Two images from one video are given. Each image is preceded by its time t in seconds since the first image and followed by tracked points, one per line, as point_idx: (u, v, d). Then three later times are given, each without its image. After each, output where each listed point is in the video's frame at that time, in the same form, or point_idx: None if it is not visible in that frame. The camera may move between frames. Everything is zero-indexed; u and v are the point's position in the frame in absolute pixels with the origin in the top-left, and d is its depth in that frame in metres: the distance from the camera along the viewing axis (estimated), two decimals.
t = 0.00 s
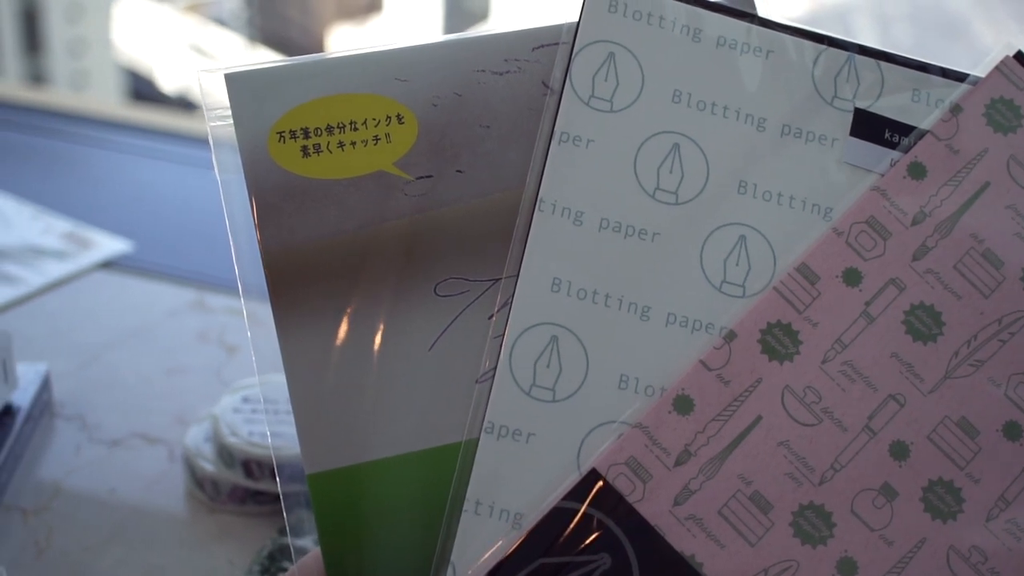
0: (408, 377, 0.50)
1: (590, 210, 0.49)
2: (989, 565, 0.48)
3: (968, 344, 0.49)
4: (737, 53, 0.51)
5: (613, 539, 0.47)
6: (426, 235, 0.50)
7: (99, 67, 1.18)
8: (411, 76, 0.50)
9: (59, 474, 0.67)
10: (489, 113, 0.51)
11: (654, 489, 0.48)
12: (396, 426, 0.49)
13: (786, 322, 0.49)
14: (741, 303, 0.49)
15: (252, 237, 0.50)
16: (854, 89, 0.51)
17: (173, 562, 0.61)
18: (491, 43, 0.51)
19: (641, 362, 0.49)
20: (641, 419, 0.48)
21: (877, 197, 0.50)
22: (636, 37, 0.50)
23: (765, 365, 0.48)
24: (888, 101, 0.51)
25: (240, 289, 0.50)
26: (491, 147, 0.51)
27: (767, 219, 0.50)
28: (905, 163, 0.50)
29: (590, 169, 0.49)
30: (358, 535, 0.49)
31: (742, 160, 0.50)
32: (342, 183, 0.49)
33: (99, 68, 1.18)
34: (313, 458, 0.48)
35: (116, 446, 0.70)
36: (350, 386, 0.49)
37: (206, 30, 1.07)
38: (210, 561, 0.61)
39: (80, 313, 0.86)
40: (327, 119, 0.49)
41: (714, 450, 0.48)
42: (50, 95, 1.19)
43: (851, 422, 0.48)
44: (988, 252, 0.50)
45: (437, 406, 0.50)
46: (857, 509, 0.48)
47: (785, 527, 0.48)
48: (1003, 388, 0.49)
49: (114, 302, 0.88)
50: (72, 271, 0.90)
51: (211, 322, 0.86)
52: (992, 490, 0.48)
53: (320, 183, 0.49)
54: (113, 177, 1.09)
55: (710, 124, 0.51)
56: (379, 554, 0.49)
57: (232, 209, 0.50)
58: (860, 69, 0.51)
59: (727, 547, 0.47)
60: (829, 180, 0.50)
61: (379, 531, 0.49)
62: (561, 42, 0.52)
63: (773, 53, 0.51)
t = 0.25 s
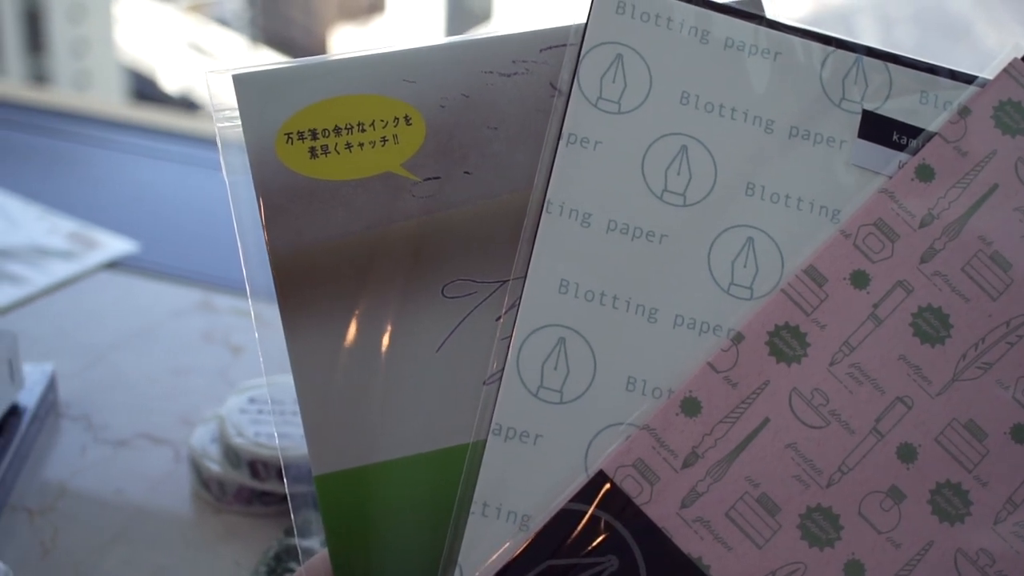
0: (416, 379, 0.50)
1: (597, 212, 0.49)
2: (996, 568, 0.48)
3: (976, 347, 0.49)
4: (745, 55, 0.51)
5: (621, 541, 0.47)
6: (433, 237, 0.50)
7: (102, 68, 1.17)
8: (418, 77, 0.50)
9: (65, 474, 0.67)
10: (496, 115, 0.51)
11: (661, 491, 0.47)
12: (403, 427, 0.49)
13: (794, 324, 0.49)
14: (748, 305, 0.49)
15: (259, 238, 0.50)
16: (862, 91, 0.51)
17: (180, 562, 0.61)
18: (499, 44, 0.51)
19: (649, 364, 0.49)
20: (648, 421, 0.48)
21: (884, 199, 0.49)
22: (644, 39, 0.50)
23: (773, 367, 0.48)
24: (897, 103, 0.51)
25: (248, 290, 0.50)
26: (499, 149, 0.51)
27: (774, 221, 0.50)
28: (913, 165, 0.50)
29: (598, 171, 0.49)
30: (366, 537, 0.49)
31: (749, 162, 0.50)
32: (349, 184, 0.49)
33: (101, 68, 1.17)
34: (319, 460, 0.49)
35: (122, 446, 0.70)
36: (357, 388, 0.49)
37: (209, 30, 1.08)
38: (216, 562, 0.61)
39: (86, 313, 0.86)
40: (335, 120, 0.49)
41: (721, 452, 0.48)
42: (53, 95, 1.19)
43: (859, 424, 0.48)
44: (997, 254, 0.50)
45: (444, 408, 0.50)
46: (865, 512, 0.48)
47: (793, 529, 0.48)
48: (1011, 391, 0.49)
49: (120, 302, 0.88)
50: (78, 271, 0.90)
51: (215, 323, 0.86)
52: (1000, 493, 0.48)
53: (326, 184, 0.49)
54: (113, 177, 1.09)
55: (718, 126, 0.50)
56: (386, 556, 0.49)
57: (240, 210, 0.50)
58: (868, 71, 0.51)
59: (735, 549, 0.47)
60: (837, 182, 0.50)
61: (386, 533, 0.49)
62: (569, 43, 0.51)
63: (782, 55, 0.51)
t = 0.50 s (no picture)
0: (423, 380, 0.50)
1: (605, 214, 0.49)
2: (1004, 570, 0.48)
3: (983, 349, 0.49)
4: (752, 57, 0.51)
5: (628, 543, 0.47)
6: (440, 238, 0.50)
7: (104, 68, 1.18)
8: (426, 79, 0.50)
9: (71, 475, 0.67)
10: (504, 117, 0.51)
11: (668, 493, 0.47)
12: (411, 428, 0.49)
13: (801, 326, 0.49)
14: (756, 307, 0.49)
15: (267, 239, 0.50)
16: (870, 93, 0.51)
17: (186, 563, 0.61)
18: (506, 46, 0.51)
19: (656, 366, 0.49)
20: (655, 423, 0.48)
21: (892, 202, 0.49)
22: (652, 41, 0.50)
23: (780, 370, 0.48)
24: (904, 105, 0.51)
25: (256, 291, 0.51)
26: (507, 151, 0.52)
27: (782, 223, 0.50)
28: (920, 168, 0.50)
29: (605, 172, 0.49)
30: (372, 538, 0.49)
31: (757, 164, 0.50)
32: (357, 186, 0.49)
33: (106, 69, 1.18)
34: (327, 461, 0.49)
35: (128, 447, 0.70)
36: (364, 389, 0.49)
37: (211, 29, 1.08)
38: (222, 563, 0.61)
39: (91, 313, 0.86)
40: (343, 122, 0.49)
41: (728, 455, 0.48)
42: (55, 95, 1.19)
43: (866, 426, 0.48)
44: (1004, 257, 0.49)
45: (451, 409, 0.50)
46: (872, 514, 0.48)
47: (800, 531, 0.48)
48: (1018, 394, 0.49)
49: (125, 302, 0.88)
50: (84, 271, 0.91)
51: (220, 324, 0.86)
52: (1007, 496, 0.48)
53: (334, 186, 0.49)
54: (114, 177, 1.09)
55: (725, 128, 0.50)
56: (393, 557, 0.49)
57: (248, 211, 0.50)
58: (875, 73, 0.51)
59: (742, 551, 0.47)
60: (845, 185, 0.50)
61: (393, 534, 0.49)
62: (577, 45, 0.51)
63: (789, 57, 0.51)
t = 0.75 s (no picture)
0: (430, 381, 0.50)
1: (612, 215, 0.49)
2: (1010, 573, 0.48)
3: (990, 352, 0.49)
4: (759, 59, 0.51)
5: (634, 545, 0.47)
6: (447, 239, 0.50)
7: (107, 69, 1.17)
8: (433, 81, 0.50)
9: (76, 475, 0.67)
10: (511, 118, 0.51)
11: (675, 495, 0.48)
12: (417, 430, 0.49)
13: (808, 328, 0.49)
14: (762, 309, 0.49)
15: (275, 239, 0.50)
16: (876, 96, 0.51)
17: (191, 563, 0.61)
18: (514, 48, 0.51)
19: (662, 368, 0.49)
20: (662, 425, 0.48)
21: (898, 204, 0.49)
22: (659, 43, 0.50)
23: (786, 372, 0.48)
24: (910, 107, 0.51)
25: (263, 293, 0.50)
26: (513, 152, 0.52)
27: (789, 225, 0.50)
28: (927, 170, 0.50)
29: (612, 174, 0.49)
30: (378, 540, 0.49)
31: (764, 166, 0.50)
32: (363, 187, 0.49)
33: (109, 69, 1.17)
34: (333, 462, 0.49)
35: (132, 447, 0.70)
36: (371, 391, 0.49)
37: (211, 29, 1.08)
38: (227, 563, 0.61)
39: (95, 314, 0.86)
40: (350, 124, 0.49)
41: (734, 457, 0.48)
42: (58, 95, 1.19)
43: (873, 428, 0.48)
44: (1011, 259, 0.49)
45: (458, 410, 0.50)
46: (878, 517, 0.48)
47: (806, 533, 0.48)
48: None
49: (129, 302, 0.88)
50: (88, 271, 0.90)
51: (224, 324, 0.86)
52: (1014, 499, 0.48)
53: (341, 187, 0.49)
54: (114, 177, 1.10)
55: (732, 130, 0.50)
56: (399, 559, 0.49)
57: (255, 212, 0.50)
58: (882, 75, 0.51)
59: (748, 553, 0.48)
60: (851, 187, 0.50)
61: (399, 536, 0.49)
62: (584, 47, 0.52)
63: (796, 59, 0.51)
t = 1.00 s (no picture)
0: (435, 383, 0.50)
1: (618, 217, 0.49)
2: None
3: (996, 354, 0.49)
4: (765, 61, 0.51)
5: (639, 546, 0.47)
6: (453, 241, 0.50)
7: (108, 68, 1.18)
8: (439, 82, 0.50)
9: (80, 476, 0.67)
10: (517, 120, 0.51)
11: (680, 497, 0.48)
12: (422, 432, 0.49)
13: (813, 330, 0.49)
14: (768, 311, 0.49)
15: (280, 240, 0.50)
16: (882, 98, 0.51)
17: (196, 564, 0.61)
18: (519, 50, 0.51)
19: (668, 370, 0.49)
20: (667, 426, 0.48)
21: (904, 206, 0.49)
22: (665, 45, 0.50)
23: (792, 374, 0.48)
24: (916, 110, 0.51)
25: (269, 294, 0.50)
26: (519, 154, 0.52)
27: (795, 227, 0.50)
28: (933, 172, 0.50)
29: (618, 176, 0.49)
30: (384, 542, 0.49)
31: (770, 167, 0.50)
32: (369, 188, 0.49)
33: (109, 69, 1.18)
34: (339, 463, 0.49)
35: (136, 448, 0.70)
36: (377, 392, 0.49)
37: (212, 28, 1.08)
38: (232, 565, 0.61)
39: (99, 314, 0.86)
40: (356, 125, 0.49)
41: (740, 458, 0.48)
42: (59, 95, 1.18)
43: (878, 430, 0.48)
44: (1017, 261, 0.49)
45: (464, 412, 0.50)
46: (884, 519, 0.48)
47: (812, 535, 0.48)
48: None
49: (132, 303, 0.88)
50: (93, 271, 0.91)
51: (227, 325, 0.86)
52: (1019, 501, 0.48)
53: (347, 189, 0.49)
54: (115, 177, 1.09)
55: (738, 132, 0.50)
56: (404, 561, 0.49)
57: (262, 213, 0.50)
58: (888, 77, 0.51)
59: (754, 555, 0.47)
60: (858, 189, 0.50)
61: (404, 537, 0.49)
62: (590, 49, 0.52)
63: (802, 62, 0.51)
